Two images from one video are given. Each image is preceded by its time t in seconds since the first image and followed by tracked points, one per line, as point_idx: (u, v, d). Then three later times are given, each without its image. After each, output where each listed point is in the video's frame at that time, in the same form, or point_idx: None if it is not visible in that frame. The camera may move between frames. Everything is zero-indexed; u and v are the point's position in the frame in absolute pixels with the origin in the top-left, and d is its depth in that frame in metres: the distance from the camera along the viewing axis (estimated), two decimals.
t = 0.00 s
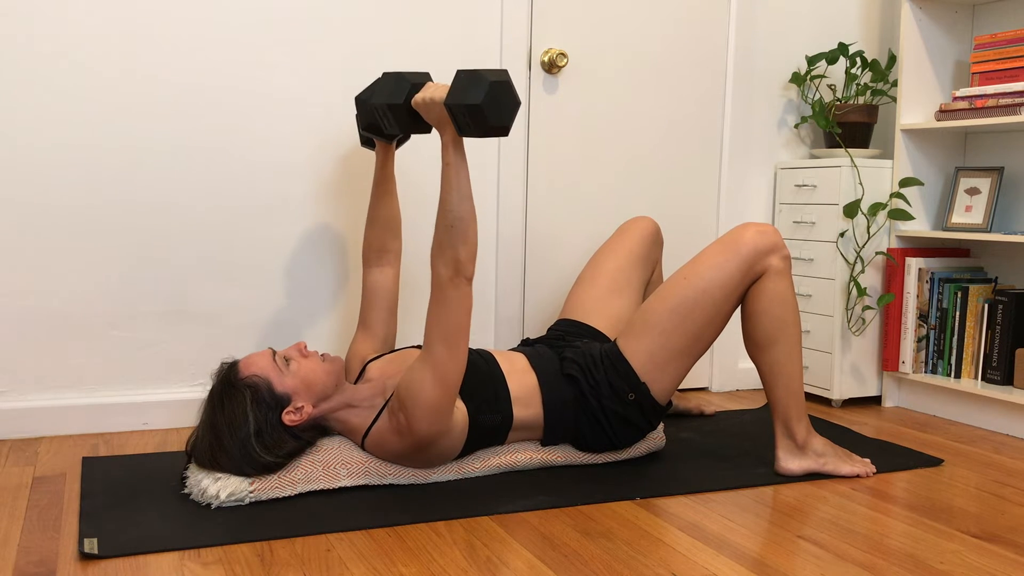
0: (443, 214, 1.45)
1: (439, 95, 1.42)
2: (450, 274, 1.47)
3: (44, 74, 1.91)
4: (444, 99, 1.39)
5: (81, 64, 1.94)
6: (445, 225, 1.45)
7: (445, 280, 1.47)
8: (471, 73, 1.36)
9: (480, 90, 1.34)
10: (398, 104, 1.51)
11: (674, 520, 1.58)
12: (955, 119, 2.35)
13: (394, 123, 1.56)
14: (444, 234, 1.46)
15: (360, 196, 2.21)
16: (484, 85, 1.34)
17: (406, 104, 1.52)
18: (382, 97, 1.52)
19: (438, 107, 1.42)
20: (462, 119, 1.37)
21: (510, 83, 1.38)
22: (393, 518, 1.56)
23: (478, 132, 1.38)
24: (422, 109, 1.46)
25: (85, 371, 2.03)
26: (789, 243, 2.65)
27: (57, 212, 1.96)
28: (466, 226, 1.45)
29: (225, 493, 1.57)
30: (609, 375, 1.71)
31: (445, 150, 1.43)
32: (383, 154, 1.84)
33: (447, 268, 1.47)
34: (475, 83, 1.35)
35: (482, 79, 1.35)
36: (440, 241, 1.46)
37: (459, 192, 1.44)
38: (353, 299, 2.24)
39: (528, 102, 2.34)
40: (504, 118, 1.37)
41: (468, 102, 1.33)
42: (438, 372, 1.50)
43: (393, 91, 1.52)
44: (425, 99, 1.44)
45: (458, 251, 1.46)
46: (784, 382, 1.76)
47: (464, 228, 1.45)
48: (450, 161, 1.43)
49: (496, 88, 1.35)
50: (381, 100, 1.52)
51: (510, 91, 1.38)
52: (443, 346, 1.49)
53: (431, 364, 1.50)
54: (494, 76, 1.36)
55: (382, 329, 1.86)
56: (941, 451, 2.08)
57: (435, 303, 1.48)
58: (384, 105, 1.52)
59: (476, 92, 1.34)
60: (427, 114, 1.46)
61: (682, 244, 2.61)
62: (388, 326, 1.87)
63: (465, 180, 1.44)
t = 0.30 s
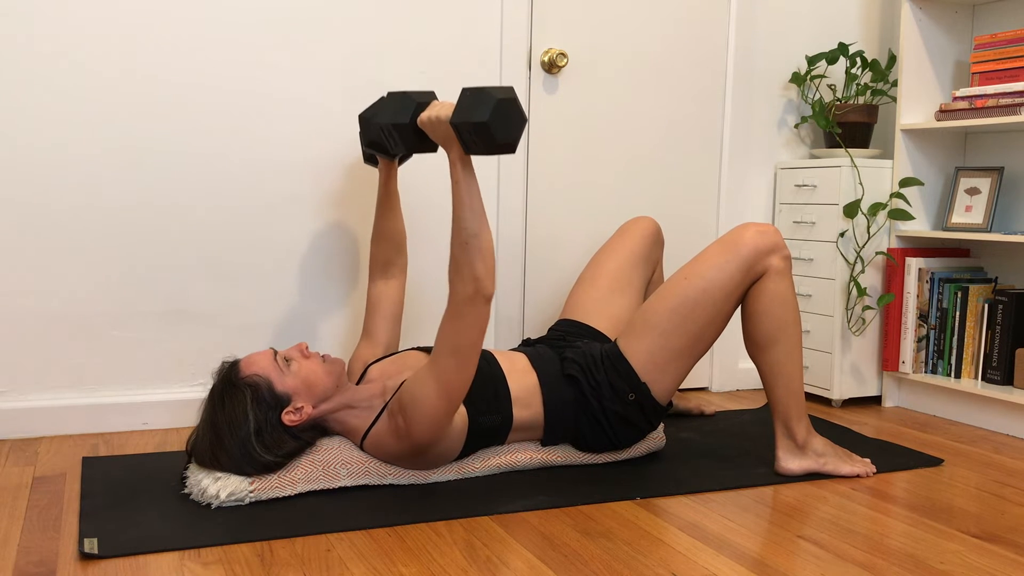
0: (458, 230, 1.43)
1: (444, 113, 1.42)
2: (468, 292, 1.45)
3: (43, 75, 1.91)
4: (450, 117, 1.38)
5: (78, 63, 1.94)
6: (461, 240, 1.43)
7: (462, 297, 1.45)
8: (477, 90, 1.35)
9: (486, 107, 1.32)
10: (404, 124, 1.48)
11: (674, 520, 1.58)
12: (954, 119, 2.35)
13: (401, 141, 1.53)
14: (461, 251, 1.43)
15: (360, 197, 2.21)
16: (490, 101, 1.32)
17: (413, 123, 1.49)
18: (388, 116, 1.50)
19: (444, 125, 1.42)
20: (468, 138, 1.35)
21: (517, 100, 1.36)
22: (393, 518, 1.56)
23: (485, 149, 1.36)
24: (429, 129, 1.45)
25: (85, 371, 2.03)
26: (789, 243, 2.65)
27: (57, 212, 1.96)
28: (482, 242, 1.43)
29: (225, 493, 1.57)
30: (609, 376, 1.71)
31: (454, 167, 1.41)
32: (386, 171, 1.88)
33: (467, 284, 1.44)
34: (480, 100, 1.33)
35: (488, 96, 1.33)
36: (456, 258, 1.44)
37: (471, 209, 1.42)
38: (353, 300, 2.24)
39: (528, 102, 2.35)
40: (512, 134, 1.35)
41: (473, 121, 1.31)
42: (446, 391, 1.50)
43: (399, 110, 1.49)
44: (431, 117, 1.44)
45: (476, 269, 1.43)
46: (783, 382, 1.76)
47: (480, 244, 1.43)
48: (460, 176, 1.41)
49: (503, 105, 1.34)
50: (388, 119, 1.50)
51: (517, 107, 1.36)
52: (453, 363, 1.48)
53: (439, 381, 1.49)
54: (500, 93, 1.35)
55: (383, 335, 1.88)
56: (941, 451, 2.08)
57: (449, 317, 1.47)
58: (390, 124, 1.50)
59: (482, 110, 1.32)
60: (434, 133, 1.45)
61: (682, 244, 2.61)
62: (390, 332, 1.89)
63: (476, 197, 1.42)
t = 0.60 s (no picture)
0: (473, 261, 1.39)
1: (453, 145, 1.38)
2: (490, 323, 1.40)
3: (43, 75, 1.91)
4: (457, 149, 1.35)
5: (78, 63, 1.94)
6: (478, 272, 1.39)
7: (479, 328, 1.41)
8: (482, 121, 1.32)
9: (491, 139, 1.29)
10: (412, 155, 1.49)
11: (674, 520, 1.58)
12: (954, 119, 2.35)
13: (413, 174, 1.54)
14: (478, 284, 1.40)
15: (360, 196, 2.21)
16: (495, 133, 1.30)
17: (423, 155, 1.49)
18: (400, 149, 1.52)
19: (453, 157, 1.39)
20: (476, 170, 1.33)
21: (523, 129, 1.33)
22: (393, 518, 1.56)
23: (494, 181, 1.34)
24: (438, 161, 1.42)
25: (85, 371, 2.03)
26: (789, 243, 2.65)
27: (57, 212, 1.96)
28: (499, 274, 1.40)
29: (225, 493, 1.57)
30: (610, 376, 1.71)
31: (467, 200, 1.39)
32: (383, 197, 1.97)
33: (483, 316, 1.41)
34: (486, 132, 1.31)
35: (493, 128, 1.30)
36: (473, 290, 1.41)
37: (488, 242, 1.39)
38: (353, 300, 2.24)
39: (528, 102, 2.35)
40: (520, 164, 1.32)
41: (479, 153, 1.29)
42: (454, 414, 1.51)
43: (408, 142, 1.50)
44: (438, 149, 1.41)
45: (495, 301, 1.40)
46: (784, 381, 1.76)
47: (497, 276, 1.40)
48: (473, 210, 1.38)
49: (509, 136, 1.31)
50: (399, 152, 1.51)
51: (524, 137, 1.33)
52: (459, 390, 1.47)
53: (447, 409, 1.50)
54: (506, 123, 1.32)
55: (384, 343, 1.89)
56: (941, 451, 2.08)
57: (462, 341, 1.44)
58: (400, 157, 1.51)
59: (488, 142, 1.29)
60: (443, 165, 1.42)
61: (682, 244, 2.61)
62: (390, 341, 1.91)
63: (491, 229, 1.39)
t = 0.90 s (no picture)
0: (486, 301, 1.35)
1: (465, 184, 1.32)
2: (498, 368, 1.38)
3: (43, 75, 1.91)
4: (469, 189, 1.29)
5: (79, 64, 1.94)
6: (490, 312, 1.35)
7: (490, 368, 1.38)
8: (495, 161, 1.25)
9: (503, 181, 1.23)
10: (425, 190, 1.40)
11: (674, 520, 1.58)
12: (954, 119, 2.35)
13: (425, 208, 1.45)
14: (490, 324, 1.36)
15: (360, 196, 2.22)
16: (507, 175, 1.23)
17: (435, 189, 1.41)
18: (411, 184, 1.43)
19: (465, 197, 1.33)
20: (488, 213, 1.26)
21: (536, 170, 1.26)
22: (393, 518, 1.56)
23: (506, 225, 1.27)
24: (451, 198, 1.36)
25: (85, 370, 2.03)
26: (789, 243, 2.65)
27: (57, 212, 1.96)
28: (511, 315, 1.35)
29: (225, 493, 1.57)
30: (610, 376, 1.71)
31: (479, 241, 1.33)
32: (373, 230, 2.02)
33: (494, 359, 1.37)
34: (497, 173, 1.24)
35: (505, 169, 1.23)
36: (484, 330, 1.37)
37: (500, 284, 1.33)
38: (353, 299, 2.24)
39: (528, 102, 2.35)
40: (533, 209, 1.26)
41: (492, 196, 1.23)
42: (458, 430, 1.54)
43: (421, 176, 1.42)
44: (452, 187, 1.36)
45: (508, 341, 1.36)
46: (784, 381, 1.76)
47: (509, 316, 1.35)
48: (485, 251, 1.32)
49: (521, 178, 1.24)
50: (411, 186, 1.42)
51: (536, 179, 1.27)
52: (460, 412, 1.48)
53: (445, 425, 1.51)
54: (518, 164, 1.25)
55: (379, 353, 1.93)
56: (941, 451, 2.08)
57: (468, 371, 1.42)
58: (411, 191, 1.43)
59: (499, 184, 1.23)
60: (456, 203, 1.36)
61: (683, 244, 2.61)
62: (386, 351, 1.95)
63: (505, 270, 1.34)
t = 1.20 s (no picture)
0: (495, 349, 1.40)
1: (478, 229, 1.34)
2: (502, 414, 1.43)
3: (43, 75, 1.91)
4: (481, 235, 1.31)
5: (80, 63, 1.94)
6: (499, 361, 1.40)
7: (497, 413, 1.43)
8: (509, 210, 1.27)
9: (516, 232, 1.25)
10: (436, 230, 1.42)
11: (674, 520, 1.58)
12: (955, 119, 2.35)
13: (435, 246, 1.47)
14: (499, 371, 1.40)
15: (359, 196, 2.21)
16: (521, 227, 1.25)
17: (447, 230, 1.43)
18: (424, 222, 1.45)
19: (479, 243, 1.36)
20: (500, 261, 1.29)
21: (548, 220, 1.29)
22: (393, 518, 1.56)
23: (517, 273, 1.30)
24: (462, 240, 1.39)
25: (85, 370, 2.03)
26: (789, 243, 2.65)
27: (57, 211, 1.96)
28: (517, 361, 1.40)
29: (225, 493, 1.57)
30: (610, 376, 1.71)
31: (490, 288, 1.36)
32: (371, 257, 2.08)
33: (503, 408, 1.42)
34: (512, 224, 1.26)
35: (519, 219, 1.26)
36: (494, 378, 1.41)
37: (510, 332, 1.38)
38: (353, 298, 2.23)
39: (528, 102, 2.35)
40: (543, 258, 1.29)
41: (505, 246, 1.25)
42: (455, 450, 1.59)
43: (434, 214, 1.44)
44: (463, 229, 1.38)
45: (514, 390, 1.41)
46: (784, 382, 1.76)
47: (518, 365, 1.41)
48: (497, 301, 1.37)
49: (534, 229, 1.27)
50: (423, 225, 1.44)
51: (549, 229, 1.29)
52: (461, 440, 1.53)
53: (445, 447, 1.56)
54: (532, 215, 1.28)
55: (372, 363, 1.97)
56: (941, 451, 2.08)
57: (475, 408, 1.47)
58: (424, 230, 1.44)
59: (513, 235, 1.25)
60: (467, 246, 1.39)
61: (682, 244, 2.61)
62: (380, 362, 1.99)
63: (515, 319, 1.38)
